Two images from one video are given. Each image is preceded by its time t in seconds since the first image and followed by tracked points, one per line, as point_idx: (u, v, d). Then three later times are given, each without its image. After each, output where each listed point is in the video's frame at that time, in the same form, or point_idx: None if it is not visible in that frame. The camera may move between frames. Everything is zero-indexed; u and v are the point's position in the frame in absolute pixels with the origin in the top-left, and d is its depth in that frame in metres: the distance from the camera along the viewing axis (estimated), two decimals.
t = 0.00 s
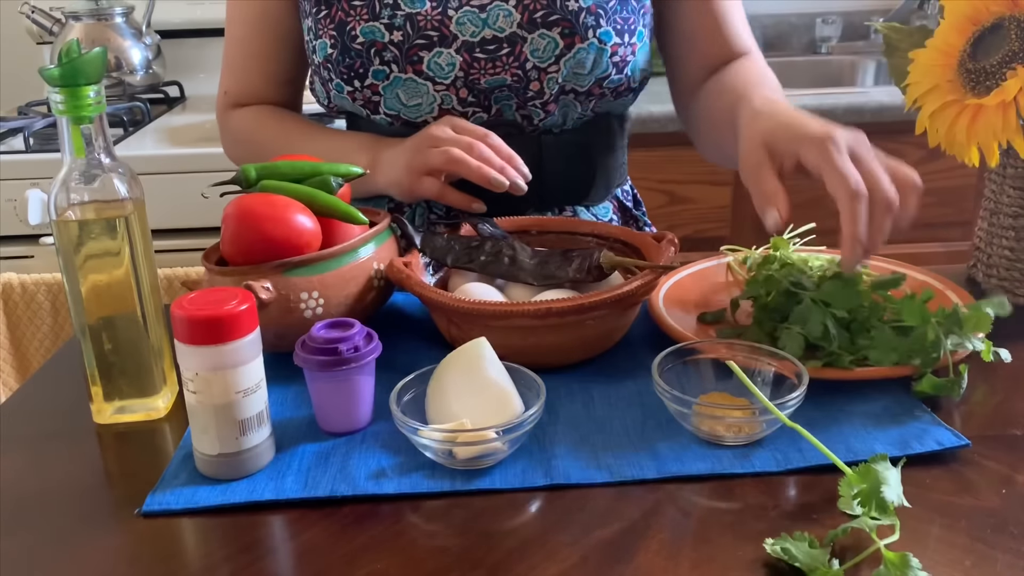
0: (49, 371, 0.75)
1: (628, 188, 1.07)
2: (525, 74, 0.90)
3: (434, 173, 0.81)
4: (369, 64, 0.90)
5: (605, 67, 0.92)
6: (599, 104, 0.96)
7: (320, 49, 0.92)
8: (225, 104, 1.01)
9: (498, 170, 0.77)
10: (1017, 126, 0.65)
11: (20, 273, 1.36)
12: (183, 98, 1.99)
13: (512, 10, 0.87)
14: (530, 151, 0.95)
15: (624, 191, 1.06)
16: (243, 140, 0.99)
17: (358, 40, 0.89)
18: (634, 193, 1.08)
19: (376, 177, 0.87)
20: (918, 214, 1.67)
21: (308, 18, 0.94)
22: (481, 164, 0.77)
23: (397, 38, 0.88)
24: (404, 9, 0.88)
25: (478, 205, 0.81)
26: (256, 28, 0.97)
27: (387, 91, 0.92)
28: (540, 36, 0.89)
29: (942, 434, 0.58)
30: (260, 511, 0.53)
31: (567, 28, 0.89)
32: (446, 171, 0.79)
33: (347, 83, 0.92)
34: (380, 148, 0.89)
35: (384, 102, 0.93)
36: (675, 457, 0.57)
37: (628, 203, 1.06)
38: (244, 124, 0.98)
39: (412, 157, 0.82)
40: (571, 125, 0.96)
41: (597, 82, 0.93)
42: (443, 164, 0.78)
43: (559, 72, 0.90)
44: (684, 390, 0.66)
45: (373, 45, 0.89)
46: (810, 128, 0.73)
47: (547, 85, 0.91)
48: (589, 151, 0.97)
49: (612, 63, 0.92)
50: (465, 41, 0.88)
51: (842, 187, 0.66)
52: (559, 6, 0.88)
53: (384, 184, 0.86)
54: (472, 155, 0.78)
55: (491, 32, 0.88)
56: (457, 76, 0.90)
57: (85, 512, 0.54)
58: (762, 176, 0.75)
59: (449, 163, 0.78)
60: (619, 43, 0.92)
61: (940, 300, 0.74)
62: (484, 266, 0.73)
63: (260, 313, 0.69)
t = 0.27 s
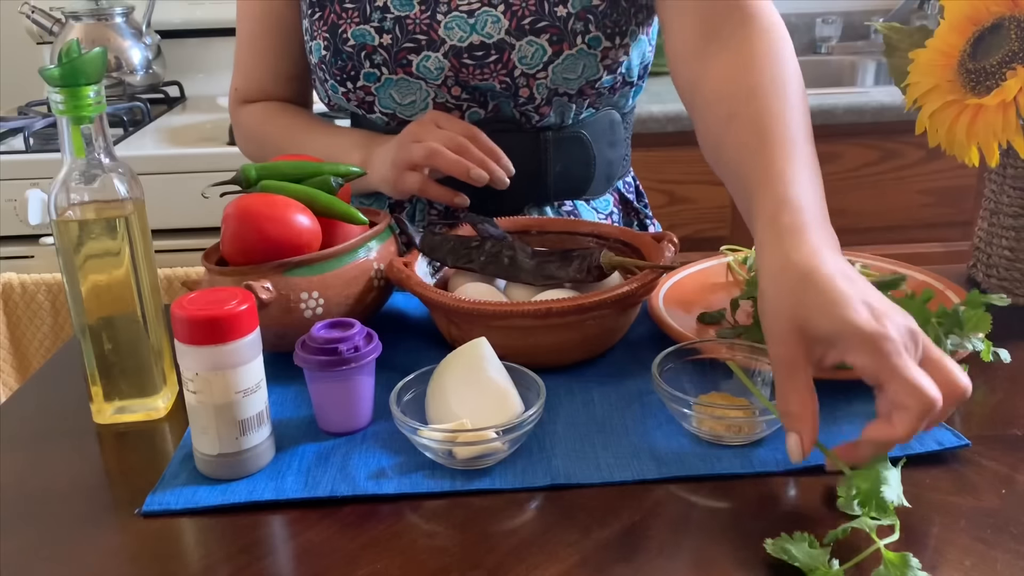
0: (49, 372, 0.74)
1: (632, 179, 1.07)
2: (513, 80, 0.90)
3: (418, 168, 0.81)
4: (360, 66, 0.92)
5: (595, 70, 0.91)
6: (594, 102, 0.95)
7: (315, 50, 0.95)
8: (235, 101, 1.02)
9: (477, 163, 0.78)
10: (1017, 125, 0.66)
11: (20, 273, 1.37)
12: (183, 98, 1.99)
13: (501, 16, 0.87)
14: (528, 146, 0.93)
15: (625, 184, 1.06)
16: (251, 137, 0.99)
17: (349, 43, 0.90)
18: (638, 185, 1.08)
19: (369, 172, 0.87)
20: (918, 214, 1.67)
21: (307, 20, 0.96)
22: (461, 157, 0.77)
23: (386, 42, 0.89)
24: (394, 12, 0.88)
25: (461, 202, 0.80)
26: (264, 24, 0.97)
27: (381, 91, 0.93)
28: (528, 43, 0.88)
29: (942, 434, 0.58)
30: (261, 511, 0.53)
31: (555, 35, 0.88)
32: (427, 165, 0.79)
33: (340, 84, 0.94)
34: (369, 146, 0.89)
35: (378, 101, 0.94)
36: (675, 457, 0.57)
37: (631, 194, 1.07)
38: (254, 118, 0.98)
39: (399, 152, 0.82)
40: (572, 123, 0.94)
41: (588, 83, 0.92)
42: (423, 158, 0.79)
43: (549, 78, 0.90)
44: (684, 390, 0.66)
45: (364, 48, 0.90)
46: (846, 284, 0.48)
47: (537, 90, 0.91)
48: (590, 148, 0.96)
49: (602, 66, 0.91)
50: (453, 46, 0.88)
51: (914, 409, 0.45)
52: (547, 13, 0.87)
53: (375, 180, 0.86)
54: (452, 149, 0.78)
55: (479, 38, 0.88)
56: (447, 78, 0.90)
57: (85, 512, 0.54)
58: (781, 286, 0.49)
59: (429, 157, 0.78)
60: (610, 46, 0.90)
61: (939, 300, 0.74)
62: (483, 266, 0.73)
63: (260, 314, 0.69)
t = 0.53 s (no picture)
0: (49, 372, 0.74)
1: (627, 182, 1.07)
2: (509, 79, 0.90)
3: (411, 170, 0.81)
4: (355, 66, 0.91)
5: (592, 70, 0.91)
6: (591, 103, 0.95)
7: (311, 51, 0.94)
8: (234, 103, 1.02)
9: (471, 166, 0.77)
10: (1017, 125, 0.66)
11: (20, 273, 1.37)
12: (183, 98, 1.99)
13: (496, 15, 0.87)
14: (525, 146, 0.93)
15: (622, 186, 1.06)
16: (249, 138, 0.99)
17: (345, 43, 0.90)
18: (634, 187, 1.09)
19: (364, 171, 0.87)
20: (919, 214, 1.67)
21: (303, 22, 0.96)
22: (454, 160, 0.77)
23: (382, 42, 0.89)
24: (389, 12, 0.88)
25: (454, 202, 0.81)
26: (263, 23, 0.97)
27: (376, 92, 0.93)
28: (524, 42, 0.88)
29: (942, 434, 0.58)
30: (261, 511, 0.53)
31: (551, 34, 0.88)
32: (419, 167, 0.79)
33: (336, 85, 0.94)
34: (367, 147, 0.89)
35: (374, 102, 0.94)
36: (675, 457, 0.57)
37: (627, 197, 1.07)
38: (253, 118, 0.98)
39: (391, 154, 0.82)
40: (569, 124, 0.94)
41: (584, 83, 0.92)
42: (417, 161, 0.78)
43: (545, 77, 0.90)
44: (684, 390, 0.66)
45: (359, 48, 0.90)
46: (916, 143, 0.50)
47: (532, 90, 0.91)
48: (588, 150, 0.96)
49: (599, 67, 0.91)
50: (449, 46, 0.88)
51: (984, 222, 0.44)
52: (543, 12, 0.87)
53: (369, 180, 0.86)
54: (446, 151, 0.78)
55: (475, 37, 0.88)
56: (442, 78, 0.91)
57: (85, 512, 0.54)
58: (848, 156, 0.52)
59: (422, 160, 0.78)
60: (607, 46, 0.90)
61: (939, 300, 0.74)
62: (483, 266, 0.73)
63: (260, 313, 0.69)
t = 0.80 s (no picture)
0: (49, 372, 0.74)
1: (627, 184, 1.07)
2: (523, 75, 0.90)
3: (426, 173, 0.81)
4: (367, 66, 0.90)
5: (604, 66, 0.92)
6: (601, 101, 0.96)
7: (317, 52, 0.92)
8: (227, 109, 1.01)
9: (489, 168, 0.77)
10: (1017, 125, 0.66)
11: (20, 273, 1.37)
12: (183, 98, 1.99)
13: (510, 11, 0.87)
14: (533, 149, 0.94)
15: (623, 187, 1.06)
16: (246, 145, 0.99)
17: (356, 43, 0.89)
18: (634, 188, 1.08)
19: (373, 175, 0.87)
20: (919, 214, 1.67)
21: (305, 22, 0.94)
22: (472, 163, 0.77)
23: (395, 42, 0.88)
24: (401, 11, 0.87)
25: (471, 205, 0.81)
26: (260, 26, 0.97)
27: (386, 94, 0.92)
28: (538, 37, 0.88)
29: (942, 434, 0.58)
30: (261, 511, 0.53)
31: (565, 29, 0.88)
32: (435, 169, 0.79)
33: (345, 87, 0.93)
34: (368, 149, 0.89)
35: (383, 104, 0.93)
36: (675, 457, 0.57)
37: (628, 198, 1.06)
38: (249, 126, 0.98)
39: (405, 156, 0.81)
40: (573, 123, 0.96)
41: (595, 80, 0.92)
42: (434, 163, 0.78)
43: (559, 73, 0.90)
44: (684, 390, 0.66)
45: (371, 48, 0.89)
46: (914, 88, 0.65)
47: (545, 86, 0.91)
48: (591, 150, 0.96)
49: (611, 62, 0.92)
50: (463, 43, 0.88)
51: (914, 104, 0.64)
52: (557, 7, 0.87)
53: (379, 183, 0.86)
54: (461, 154, 0.78)
55: (489, 34, 0.88)
56: (455, 79, 0.90)
57: (85, 512, 0.54)
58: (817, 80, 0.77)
59: (439, 163, 0.78)
60: (618, 42, 0.91)
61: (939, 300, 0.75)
62: (483, 266, 0.73)
63: (260, 313, 0.69)
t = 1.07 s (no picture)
0: (49, 372, 0.74)
1: (626, 184, 1.07)
2: (546, 72, 0.90)
3: (456, 170, 0.81)
4: (388, 63, 0.89)
5: (621, 63, 0.93)
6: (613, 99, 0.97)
7: (332, 49, 0.90)
8: (223, 110, 1.01)
9: (520, 165, 0.78)
10: (1016, 125, 0.66)
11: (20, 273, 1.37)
12: (183, 98, 1.99)
13: (532, 8, 0.87)
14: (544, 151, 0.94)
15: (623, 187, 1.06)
16: (243, 146, 0.98)
17: (376, 39, 0.88)
18: (634, 188, 1.08)
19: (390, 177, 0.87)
20: (918, 214, 1.67)
21: (316, 21, 0.92)
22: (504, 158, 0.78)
23: (418, 38, 0.88)
24: (423, 8, 0.87)
25: (500, 201, 0.81)
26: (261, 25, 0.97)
27: (406, 91, 0.91)
28: (560, 34, 0.89)
29: (942, 434, 0.58)
30: (260, 511, 0.53)
31: (587, 26, 0.89)
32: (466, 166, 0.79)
33: (363, 84, 0.91)
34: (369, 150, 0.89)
35: (402, 102, 0.92)
36: (675, 457, 0.57)
37: (630, 196, 1.07)
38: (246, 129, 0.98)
39: (433, 151, 0.81)
40: (584, 123, 0.96)
41: (610, 78, 0.94)
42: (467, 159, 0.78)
43: (579, 69, 0.91)
44: (684, 390, 0.66)
45: (392, 44, 0.88)
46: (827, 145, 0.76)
47: (566, 83, 0.91)
48: (599, 148, 0.97)
49: (627, 60, 0.93)
50: (486, 40, 0.88)
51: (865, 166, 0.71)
52: (578, 5, 0.88)
53: (397, 182, 0.86)
54: (494, 151, 0.78)
55: (511, 31, 0.88)
56: (478, 76, 0.90)
57: (85, 512, 0.54)
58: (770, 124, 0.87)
59: (472, 160, 0.78)
60: (634, 40, 0.93)
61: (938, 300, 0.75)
62: (484, 266, 0.73)
63: (260, 313, 0.69)
